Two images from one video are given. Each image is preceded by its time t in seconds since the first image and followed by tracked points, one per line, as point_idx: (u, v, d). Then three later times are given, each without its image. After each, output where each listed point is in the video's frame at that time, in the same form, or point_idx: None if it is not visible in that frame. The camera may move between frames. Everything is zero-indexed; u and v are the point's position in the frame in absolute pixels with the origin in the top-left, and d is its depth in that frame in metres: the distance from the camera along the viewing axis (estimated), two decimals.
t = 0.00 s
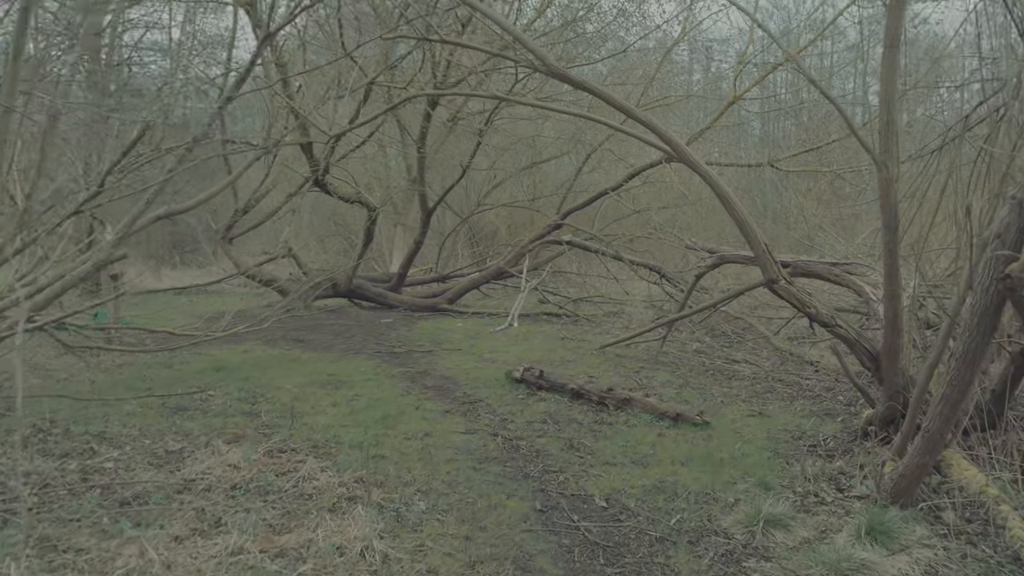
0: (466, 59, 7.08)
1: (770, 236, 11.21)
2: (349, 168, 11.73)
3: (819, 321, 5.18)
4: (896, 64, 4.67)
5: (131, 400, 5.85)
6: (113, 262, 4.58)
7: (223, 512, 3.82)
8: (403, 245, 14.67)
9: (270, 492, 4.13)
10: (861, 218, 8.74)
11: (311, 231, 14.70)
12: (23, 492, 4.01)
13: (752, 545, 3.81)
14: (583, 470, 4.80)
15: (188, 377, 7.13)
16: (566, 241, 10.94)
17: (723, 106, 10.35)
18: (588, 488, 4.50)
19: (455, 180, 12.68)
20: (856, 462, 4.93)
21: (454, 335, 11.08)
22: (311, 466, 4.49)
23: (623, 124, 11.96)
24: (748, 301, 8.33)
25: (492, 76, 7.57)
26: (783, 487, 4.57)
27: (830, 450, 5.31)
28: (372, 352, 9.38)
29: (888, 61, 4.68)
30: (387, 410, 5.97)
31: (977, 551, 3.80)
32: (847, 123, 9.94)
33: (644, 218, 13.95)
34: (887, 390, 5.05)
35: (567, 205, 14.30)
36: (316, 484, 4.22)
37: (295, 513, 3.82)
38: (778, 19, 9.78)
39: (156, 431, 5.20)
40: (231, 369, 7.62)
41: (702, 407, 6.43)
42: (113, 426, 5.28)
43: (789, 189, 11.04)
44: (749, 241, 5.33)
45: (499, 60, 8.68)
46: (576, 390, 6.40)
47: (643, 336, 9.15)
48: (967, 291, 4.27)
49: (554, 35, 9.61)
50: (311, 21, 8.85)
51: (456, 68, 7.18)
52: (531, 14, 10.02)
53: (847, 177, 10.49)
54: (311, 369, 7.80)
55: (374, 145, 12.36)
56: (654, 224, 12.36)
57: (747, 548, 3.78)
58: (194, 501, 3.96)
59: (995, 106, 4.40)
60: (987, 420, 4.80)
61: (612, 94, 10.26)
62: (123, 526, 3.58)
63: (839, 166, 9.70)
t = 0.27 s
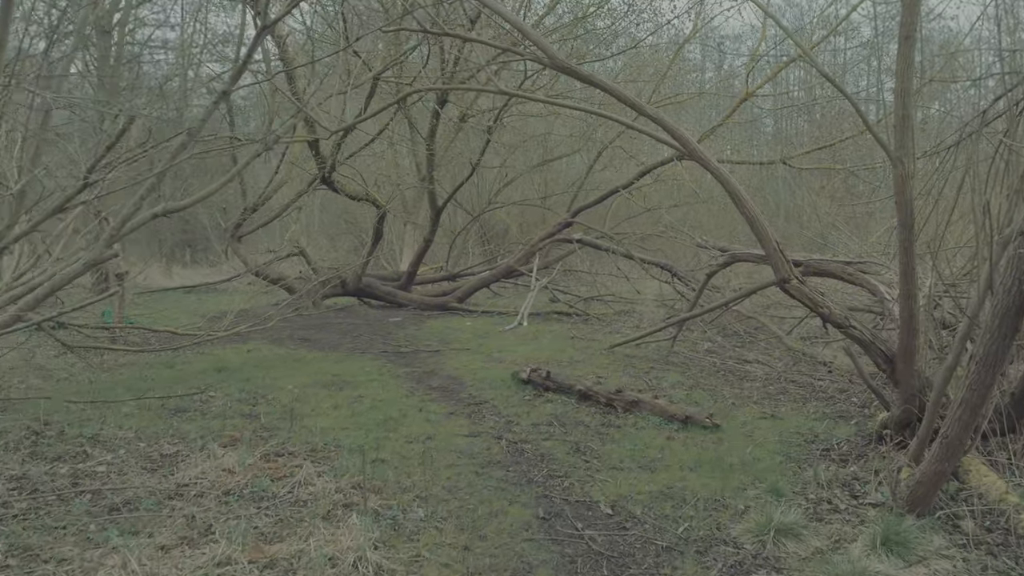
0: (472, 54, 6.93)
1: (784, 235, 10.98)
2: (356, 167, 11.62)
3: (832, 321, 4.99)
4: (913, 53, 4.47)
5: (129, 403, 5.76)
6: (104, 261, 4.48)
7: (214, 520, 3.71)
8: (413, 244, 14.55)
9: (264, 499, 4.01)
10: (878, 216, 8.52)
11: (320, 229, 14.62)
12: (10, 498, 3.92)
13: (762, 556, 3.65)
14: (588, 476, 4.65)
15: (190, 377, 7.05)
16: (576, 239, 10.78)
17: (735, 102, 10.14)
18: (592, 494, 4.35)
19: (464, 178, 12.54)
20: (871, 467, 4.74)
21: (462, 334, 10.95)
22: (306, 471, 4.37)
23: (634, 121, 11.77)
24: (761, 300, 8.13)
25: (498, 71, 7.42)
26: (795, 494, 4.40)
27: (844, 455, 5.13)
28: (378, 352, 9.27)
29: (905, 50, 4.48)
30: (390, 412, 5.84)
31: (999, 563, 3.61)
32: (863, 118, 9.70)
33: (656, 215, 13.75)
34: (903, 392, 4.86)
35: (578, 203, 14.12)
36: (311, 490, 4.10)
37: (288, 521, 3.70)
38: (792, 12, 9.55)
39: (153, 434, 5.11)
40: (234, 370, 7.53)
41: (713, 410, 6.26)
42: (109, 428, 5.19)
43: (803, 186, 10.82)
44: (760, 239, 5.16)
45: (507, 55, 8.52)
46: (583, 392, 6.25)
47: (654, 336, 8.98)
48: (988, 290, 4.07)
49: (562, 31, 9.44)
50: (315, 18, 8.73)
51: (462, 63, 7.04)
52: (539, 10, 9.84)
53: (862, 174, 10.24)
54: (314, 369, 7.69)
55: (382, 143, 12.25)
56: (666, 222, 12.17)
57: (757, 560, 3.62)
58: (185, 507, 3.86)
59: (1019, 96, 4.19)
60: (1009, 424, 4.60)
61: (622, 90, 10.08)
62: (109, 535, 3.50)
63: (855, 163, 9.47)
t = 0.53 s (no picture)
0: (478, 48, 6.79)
1: (798, 233, 10.77)
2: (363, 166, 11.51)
3: (847, 323, 4.81)
4: (931, 41, 4.27)
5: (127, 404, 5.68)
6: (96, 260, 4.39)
7: (205, 527, 3.59)
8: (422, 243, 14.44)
9: (257, 504, 3.90)
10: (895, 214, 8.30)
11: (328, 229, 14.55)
12: None
13: (772, 567, 3.51)
14: (592, 481, 4.51)
15: (191, 378, 6.96)
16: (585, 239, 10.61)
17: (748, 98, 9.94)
18: (596, 501, 4.21)
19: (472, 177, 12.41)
20: (887, 474, 4.57)
21: (470, 335, 10.82)
22: (302, 475, 4.25)
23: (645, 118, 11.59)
24: (774, 300, 7.94)
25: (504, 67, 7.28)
26: (807, 501, 4.24)
27: (859, 460, 4.96)
28: (384, 352, 9.15)
29: (922, 37, 4.28)
30: (391, 414, 5.72)
31: None
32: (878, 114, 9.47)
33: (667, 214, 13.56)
34: (920, 396, 4.69)
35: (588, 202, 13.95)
36: (306, 496, 3.98)
37: (280, 529, 3.58)
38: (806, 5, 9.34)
39: (148, 436, 5.01)
40: (236, 370, 7.44)
41: (724, 413, 6.09)
42: (105, 430, 5.10)
43: (818, 184, 10.60)
44: (771, 237, 4.99)
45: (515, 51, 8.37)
46: (589, 394, 6.10)
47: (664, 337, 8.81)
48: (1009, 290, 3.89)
49: (571, 27, 9.28)
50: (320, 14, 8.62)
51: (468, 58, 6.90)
52: (549, 7, 9.68)
53: (877, 171, 10.00)
54: (318, 370, 7.58)
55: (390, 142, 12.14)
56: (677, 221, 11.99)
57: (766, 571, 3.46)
58: (175, 513, 3.76)
59: None
60: None
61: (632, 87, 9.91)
62: (94, 542, 3.41)
63: (871, 160, 9.25)
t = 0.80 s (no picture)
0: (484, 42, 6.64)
1: (814, 232, 10.53)
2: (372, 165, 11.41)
3: (862, 323, 4.62)
4: (952, 28, 4.07)
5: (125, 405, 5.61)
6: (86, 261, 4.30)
7: (191, 535, 3.48)
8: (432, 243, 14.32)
9: (247, 511, 3.79)
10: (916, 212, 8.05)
11: (339, 229, 14.48)
12: None
13: None
14: (596, 488, 4.35)
15: (194, 379, 6.89)
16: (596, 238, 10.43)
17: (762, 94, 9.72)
18: (599, 508, 4.05)
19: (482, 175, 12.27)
20: (904, 481, 4.37)
21: (479, 336, 10.68)
22: (295, 481, 4.13)
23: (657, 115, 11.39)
24: (790, 300, 7.73)
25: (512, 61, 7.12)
26: (819, 509, 4.07)
27: (875, 467, 4.76)
28: (391, 353, 9.04)
29: (942, 25, 4.08)
30: (392, 417, 5.59)
31: None
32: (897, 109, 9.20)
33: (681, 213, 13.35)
34: (939, 400, 4.49)
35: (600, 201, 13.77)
36: (298, 502, 3.86)
37: (267, 537, 3.46)
38: None
39: (144, 439, 4.93)
40: (240, 371, 7.35)
41: (736, 416, 5.91)
42: (101, 433, 5.03)
43: (835, 182, 10.35)
44: (783, 234, 4.81)
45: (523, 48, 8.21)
46: (597, 397, 5.94)
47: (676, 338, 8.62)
48: None
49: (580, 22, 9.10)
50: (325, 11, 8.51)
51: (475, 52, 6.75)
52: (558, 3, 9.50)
53: (897, 168, 9.74)
54: (322, 371, 7.48)
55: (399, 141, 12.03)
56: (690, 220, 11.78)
57: None
58: (162, 520, 3.66)
59: None
60: None
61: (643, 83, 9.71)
62: (75, 550, 3.33)
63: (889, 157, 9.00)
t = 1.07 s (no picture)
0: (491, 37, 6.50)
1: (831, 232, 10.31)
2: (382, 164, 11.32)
3: (878, 326, 4.45)
4: (972, 19, 3.89)
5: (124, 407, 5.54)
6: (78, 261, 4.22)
7: (180, 543, 3.39)
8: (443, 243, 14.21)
9: (240, 518, 3.69)
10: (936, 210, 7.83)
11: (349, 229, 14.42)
12: None
13: None
14: (600, 496, 4.21)
15: (197, 380, 6.82)
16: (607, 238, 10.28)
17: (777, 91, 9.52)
18: (602, 517, 3.92)
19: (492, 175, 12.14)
20: (922, 491, 4.20)
21: (488, 337, 10.55)
22: (290, 487, 4.03)
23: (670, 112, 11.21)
24: (805, 301, 7.54)
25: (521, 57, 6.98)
26: (831, 520, 3.92)
27: (892, 475, 4.59)
28: (398, 355, 8.93)
29: (963, 15, 3.90)
30: (395, 420, 5.48)
31: None
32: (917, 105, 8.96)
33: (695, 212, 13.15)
34: (959, 407, 4.32)
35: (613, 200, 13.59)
36: (292, 509, 3.76)
37: (257, 546, 3.36)
38: None
39: (142, 442, 4.86)
40: (244, 373, 7.28)
41: (748, 421, 5.75)
42: (101, 435, 4.97)
43: (852, 180, 10.12)
44: (795, 234, 4.65)
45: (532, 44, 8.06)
46: (604, 400, 5.79)
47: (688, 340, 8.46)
48: None
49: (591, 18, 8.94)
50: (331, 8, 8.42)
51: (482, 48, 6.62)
52: None
53: (917, 166, 9.49)
54: (327, 372, 7.39)
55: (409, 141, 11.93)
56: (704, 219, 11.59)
57: None
58: (152, 526, 3.57)
59: None
60: None
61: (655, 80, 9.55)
62: (60, 558, 3.25)
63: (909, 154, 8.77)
